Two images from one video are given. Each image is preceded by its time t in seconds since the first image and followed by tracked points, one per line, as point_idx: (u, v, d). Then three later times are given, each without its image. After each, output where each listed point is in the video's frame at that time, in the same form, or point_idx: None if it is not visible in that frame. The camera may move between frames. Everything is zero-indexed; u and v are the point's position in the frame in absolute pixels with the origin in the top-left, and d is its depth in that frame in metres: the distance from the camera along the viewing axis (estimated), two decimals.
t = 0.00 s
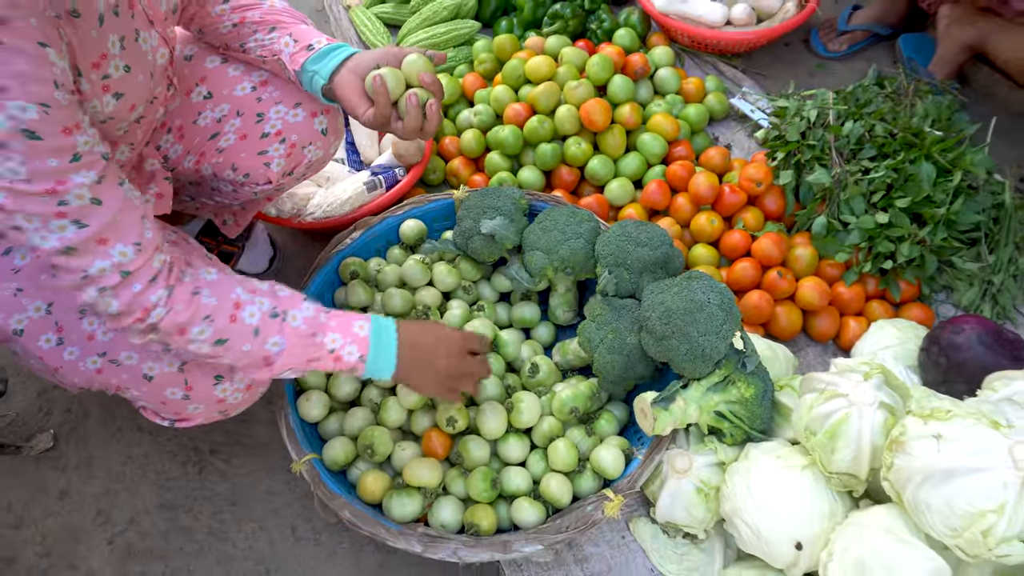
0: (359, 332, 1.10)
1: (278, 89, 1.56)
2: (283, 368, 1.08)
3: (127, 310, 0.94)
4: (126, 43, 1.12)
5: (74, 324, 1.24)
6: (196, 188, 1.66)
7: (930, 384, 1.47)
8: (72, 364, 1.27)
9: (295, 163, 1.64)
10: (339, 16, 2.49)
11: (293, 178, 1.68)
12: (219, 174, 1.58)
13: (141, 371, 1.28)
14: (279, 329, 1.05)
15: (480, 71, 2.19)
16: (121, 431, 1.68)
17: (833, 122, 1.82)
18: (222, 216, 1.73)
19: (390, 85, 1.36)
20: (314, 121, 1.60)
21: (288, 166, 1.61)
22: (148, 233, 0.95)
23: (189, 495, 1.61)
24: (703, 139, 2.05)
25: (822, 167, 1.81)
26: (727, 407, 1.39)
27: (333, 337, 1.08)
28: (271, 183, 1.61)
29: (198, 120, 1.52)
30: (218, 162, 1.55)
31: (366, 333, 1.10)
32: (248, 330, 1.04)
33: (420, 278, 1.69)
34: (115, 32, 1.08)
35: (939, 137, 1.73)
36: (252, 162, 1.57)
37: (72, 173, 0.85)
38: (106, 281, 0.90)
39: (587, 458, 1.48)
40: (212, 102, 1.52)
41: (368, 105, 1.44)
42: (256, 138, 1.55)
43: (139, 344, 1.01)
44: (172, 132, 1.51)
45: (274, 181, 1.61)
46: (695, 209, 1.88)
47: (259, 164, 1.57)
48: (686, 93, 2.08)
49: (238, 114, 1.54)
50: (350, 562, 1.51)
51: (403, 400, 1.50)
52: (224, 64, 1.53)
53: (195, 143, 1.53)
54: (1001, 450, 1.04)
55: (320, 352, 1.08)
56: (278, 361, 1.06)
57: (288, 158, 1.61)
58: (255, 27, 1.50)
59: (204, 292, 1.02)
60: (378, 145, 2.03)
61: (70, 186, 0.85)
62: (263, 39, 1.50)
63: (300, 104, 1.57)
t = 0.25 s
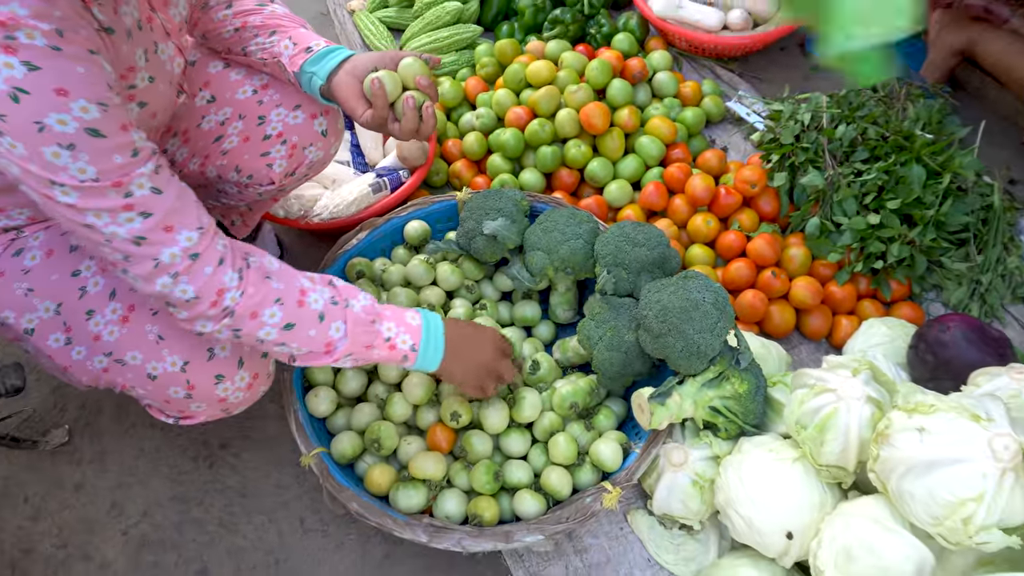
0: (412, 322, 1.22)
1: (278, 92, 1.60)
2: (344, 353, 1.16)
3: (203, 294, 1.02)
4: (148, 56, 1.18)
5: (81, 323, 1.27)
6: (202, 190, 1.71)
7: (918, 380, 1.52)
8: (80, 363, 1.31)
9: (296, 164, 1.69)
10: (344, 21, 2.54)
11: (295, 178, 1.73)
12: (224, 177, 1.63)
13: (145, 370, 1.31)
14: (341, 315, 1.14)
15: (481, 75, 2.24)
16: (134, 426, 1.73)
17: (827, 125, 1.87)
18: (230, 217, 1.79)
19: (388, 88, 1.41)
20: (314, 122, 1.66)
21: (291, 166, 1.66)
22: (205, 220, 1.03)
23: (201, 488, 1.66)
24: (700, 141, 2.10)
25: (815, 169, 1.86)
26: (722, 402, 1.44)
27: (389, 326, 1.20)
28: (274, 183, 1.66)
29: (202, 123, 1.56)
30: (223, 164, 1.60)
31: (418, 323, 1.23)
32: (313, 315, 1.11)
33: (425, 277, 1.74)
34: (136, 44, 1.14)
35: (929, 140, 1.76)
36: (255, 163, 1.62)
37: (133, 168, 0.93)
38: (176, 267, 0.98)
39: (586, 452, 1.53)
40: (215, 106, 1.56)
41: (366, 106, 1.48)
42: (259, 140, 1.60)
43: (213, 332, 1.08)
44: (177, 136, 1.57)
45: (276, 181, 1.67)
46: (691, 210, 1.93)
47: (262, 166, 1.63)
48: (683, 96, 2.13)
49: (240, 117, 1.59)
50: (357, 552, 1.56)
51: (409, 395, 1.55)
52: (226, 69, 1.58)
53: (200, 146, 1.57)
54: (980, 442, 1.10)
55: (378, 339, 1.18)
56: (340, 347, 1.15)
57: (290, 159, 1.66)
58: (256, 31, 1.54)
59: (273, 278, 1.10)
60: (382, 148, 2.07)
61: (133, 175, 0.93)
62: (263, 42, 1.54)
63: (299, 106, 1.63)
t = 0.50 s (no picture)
0: (449, 310, 1.30)
1: (288, 93, 1.65)
2: (385, 335, 1.25)
3: (256, 275, 1.11)
4: (175, 66, 1.25)
5: (104, 320, 1.34)
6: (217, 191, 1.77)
7: (905, 373, 1.60)
8: (103, 357, 1.38)
9: (308, 162, 1.76)
10: (352, 26, 2.61)
11: (307, 176, 1.80)
12: (239, 176, 1.71)
13: (165, 364, 1.39)
14: (384, 299, 1.23)
15: (486, 80, 2.31)
16: (154, 418, 1.80)
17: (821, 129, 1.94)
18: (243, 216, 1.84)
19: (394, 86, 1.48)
20: (323, 121, 1.72)
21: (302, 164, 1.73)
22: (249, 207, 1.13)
23: (219, 477, 1.73)
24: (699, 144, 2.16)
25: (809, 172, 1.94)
26: (719, 394, 1.51)
27: (428, 312, 1.28)
28: (286, 181, 1.74)
29: (217, 125, 1.61)
30: (237, 164, 1.68)
31: (455, 311, 1.31)
32: (358, 298, 1.20)
33: (434, 275, 1.81)
34: (166, 55, 1.21)
35: (920, 143, 1.84)
36: (268, 162, 1.69)
37: (181, 164, 1.02)
38: (229, 251, 1.08)
39: (589, 441, 1.60)
40: (229, 108, 1.61)
41: (373, 103, 1.53)
42: (271, 141, 1.67)
43: (265, 312, 1.17)
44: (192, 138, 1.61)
45: (288, 179, 1.74)
46: (689, 211, 2.00)
47: (275, 164, 1.70)
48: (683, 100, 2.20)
49: (253, 119, 1.64)
50: (370, 538, 1.63)
51: (420, 387, 1.63)
52: (237, 72, 1.61)
53: (215, 148, 1.63)
54: (960, 430, 1.18)
55: (417, 325, 1.27)
56: (383, 329, 1.24)
57: (301, 158, 1.73)
58: (265, 35, 1.59)
59: (319, 262, 1.19)
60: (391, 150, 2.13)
61: (183, 168, 1.02)
62: (273, 45, 1.59)
63: (309, 105, 1.68)
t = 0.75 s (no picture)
0: (452, 315, 1.38)
1: (303, 104, 1.69)
2: (393, 343, 1.33)
3: (275, 293, 1.16)
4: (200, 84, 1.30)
5: (126, 329, 1.38)
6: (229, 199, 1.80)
7: (905, 379, 1.63)
8: (124, 366, 1.42)
9: (322, 170, 1.80)
10: (360, 35, 2.65)
11: (320, 183, 1.84)
12: (254, 185, 1.74)
13: (184, 373, 1.43)
14: (393, 309, 1.30)
15: (494, 88, 2.35)
16: (169, 423, 1.84)
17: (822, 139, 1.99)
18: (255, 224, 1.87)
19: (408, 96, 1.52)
20: (337, 130, 1.76)
21: (316, 172, 1.77)
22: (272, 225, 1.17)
23: (234, 481, 1.76)
24: (702, 152, 2.20)
25: (811, 180, 1.97)
26: (724, 400, 1.55)
27: (433, 320, 1.35)
28: (301, 188, 1.78)
29: (234, 135, 1.63)
30: (254, 173, 1.71)
31: (457, 317, 1.38)
32: (369, 310, 1.27)
33: (443, 282, 1.85)
34: (193, 74, 1.25)
35: (919, 153, 1.88)
36: (284, 171, 1.73)
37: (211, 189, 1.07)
38: (250, 271, 1.13)
39: (597, 446, 1.64)
40: (245, 119, 1.63)
41: (386, 112, 1.58)
42: (287, 150, 1.70)
43: (282, 326, 1.23)
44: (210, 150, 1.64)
45: (303, 186, 1.79)
46: (694, 219, 2.03)
47: (290, 173, 1.74)
48: (686, 109, 2.24)
49: (269, 129, 1.66)
50: (382, 541, 1.67)
51: (431, 393, 1.67)
52: (253, 84, 1.64)
53: (232, 158, 1.66)
54: (958, 436, 1.22)
55: (423, 332, 1.35)
56: (391, 337, 1.31)
57: (316, 166, 1.77)
58: (280, 47, 1.63)
59: (333, 278, 1.25)
60: (401, 159, 2.16)
61: (211, 193, 1.07)
62: (288, 57, 1.62)
63: (323, 115, 1.72)
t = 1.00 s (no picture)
0: (506, 272, 1.30)
1: (315, 99, 1.73)
2: (450, 297, 1.30)
3: (334, 260, 1.18)
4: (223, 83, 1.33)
5: (144, 320, 1.43)
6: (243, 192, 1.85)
7: (907, 373, 1.66)
8: (142, 356, 1.48)
9: (331, 162, 1.85)
10: (367, 35, 2.67)
11: (329, 176, 1.90)
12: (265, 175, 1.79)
13: (201, 363, 1.50)
14: (447, 269, 1.26)
15: (499, 87, 2.37)
16: (181, 416, 1.87)
17: (824, 136, 2.00)
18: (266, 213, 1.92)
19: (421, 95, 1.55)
20: (348, 124, 1.81)
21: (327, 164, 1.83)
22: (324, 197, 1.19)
23: (245, 473, 1.79)
24: (706, 150, 2.22)
25: (813, 177, 1.99)
26: (727, 393, 1.57)
27: (487, 279, 1.29)
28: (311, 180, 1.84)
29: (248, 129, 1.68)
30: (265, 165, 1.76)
31: (511, 273, 1.30)
32: (423, 271, 1.24)
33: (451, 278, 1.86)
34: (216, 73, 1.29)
35: (920, 151, 1.90)
36: (294, 162, 1.79)
37: (262, 173, 1.09)
38: (308, 242, 1.15)
39: (603, 439, 1.66)
40: (257, 113, 1.67)
41: (397, 111, 1.61)
42: (298, 143, 1.75)
43: (343, 288, 1.24)
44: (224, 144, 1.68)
45: (313, 178, 1.85)
46: (698, 216, 2.05)
47: (301, 165, 1.80)
48: (690, 107, 2.26)
49: (281, 122, 1.71)
50: (391, 532, 1.70)
51: (439, 387, 1.69)
52: (267, 79, 1.67)
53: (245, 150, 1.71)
54: (958, 427, 1.24)
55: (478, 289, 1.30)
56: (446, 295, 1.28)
57: (326, 158, 1.83)
58: (293, 44, 1.64)
59: (386, 240, 1.22)
60: (408, 156, 2.18)
61: (263, 174, 1.09)
62: (301, 53, 1.64)
63: (333, 109, 1.77)
